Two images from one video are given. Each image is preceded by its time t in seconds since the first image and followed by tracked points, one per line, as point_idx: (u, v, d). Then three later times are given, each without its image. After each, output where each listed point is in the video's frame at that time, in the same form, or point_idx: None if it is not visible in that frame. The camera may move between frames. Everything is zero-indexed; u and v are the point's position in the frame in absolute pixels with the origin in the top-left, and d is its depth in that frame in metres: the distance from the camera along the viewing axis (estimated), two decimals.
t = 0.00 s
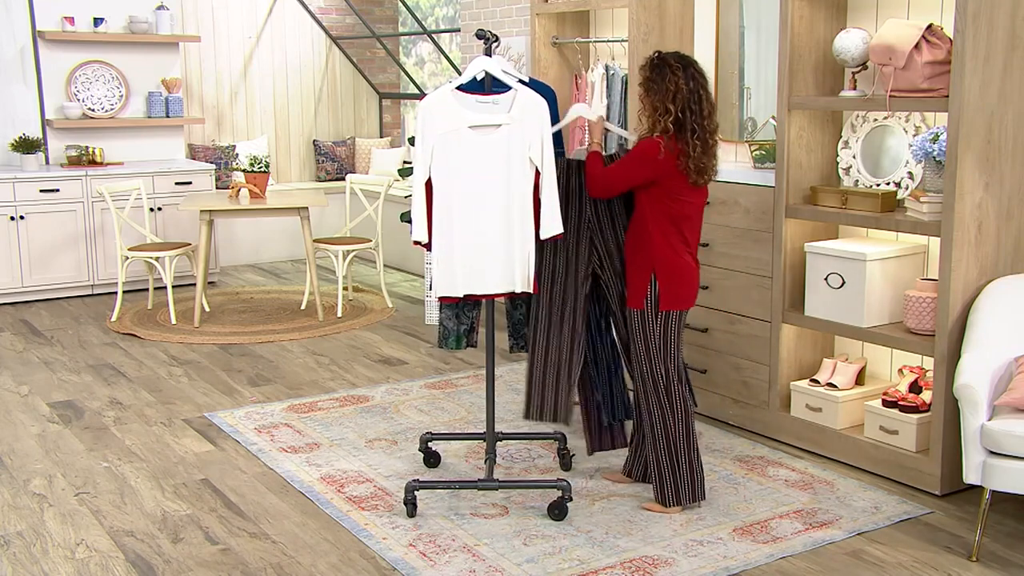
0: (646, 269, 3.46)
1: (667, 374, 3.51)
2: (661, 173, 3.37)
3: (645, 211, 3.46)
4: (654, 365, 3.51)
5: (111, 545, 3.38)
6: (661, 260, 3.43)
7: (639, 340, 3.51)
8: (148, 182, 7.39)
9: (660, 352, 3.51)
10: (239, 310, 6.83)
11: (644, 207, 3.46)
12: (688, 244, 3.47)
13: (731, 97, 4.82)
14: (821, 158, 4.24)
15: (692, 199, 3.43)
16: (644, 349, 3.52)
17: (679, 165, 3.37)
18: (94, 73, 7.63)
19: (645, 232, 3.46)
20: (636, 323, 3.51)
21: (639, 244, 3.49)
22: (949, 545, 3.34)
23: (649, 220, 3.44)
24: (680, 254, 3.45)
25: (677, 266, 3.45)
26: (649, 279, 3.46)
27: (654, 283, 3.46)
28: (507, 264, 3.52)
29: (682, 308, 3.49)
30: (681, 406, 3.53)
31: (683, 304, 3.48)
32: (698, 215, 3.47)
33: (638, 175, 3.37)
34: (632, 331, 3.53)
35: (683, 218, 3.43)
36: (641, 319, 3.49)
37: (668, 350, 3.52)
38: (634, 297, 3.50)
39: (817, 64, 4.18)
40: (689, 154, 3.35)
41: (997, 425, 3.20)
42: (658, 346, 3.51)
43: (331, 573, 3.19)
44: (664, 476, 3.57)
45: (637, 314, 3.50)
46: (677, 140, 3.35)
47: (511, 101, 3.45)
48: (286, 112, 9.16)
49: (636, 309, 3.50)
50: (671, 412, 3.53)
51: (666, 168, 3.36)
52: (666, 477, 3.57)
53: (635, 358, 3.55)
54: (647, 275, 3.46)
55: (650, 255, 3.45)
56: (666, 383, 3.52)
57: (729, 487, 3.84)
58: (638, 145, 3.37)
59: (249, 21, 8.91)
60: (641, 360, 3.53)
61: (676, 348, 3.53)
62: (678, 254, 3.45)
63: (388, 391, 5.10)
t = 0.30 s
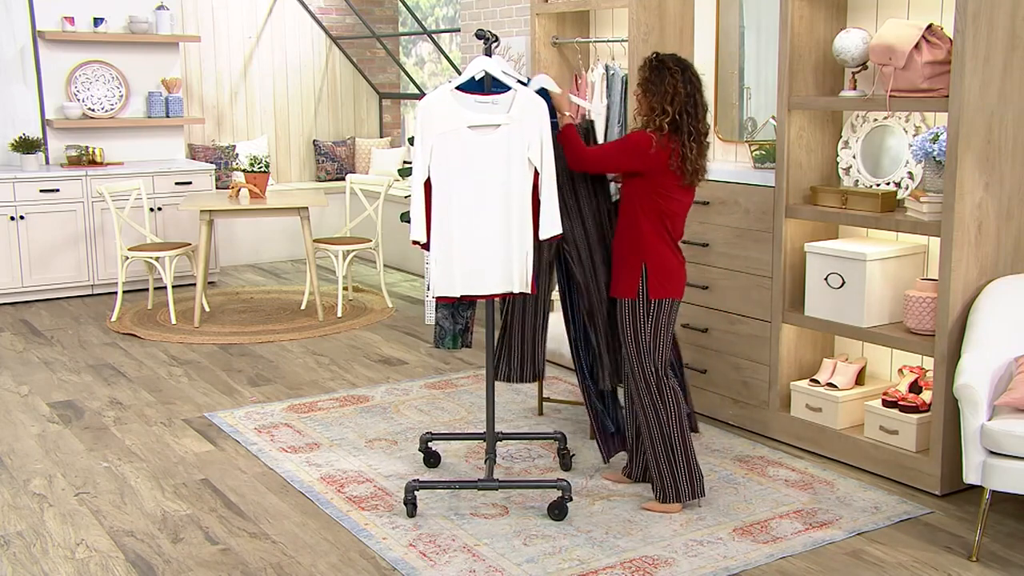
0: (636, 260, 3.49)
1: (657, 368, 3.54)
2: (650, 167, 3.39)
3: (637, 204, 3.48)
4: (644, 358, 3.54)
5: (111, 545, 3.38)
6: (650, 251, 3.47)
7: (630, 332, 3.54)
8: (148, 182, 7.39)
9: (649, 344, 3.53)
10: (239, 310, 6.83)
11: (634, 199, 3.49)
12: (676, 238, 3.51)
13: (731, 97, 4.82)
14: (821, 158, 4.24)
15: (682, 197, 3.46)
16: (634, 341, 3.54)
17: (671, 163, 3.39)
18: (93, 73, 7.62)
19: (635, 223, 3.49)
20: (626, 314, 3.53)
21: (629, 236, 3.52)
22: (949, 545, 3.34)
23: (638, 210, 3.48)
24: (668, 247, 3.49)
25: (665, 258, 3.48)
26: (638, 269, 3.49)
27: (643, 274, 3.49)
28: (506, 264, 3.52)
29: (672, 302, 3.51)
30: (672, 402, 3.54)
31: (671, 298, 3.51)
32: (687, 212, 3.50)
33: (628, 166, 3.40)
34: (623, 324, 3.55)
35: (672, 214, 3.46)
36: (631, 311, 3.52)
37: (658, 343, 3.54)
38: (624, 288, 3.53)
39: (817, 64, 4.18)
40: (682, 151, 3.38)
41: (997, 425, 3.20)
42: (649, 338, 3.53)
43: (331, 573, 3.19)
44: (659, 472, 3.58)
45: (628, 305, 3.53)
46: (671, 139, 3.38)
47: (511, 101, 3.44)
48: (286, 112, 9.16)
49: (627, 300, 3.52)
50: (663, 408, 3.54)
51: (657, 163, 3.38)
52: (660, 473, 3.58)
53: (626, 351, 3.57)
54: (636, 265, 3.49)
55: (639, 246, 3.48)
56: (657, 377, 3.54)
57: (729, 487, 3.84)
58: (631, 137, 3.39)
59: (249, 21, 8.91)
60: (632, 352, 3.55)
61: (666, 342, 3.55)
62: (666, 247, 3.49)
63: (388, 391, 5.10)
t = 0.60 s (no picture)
0: (630, 251, 3.50)
1: (653, 362, 3.55)
2: (641, 159, 3.41)
3: (630, 195, 3.49)
4: (641, 350, 3.54)
5: (111, 545, 3.38)
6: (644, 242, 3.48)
7: (626, 325, 3.54)
8: (148, 182, 7.39)
9: (646, 337, 3.54)
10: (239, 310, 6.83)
11: (627, 190, 3.50)
12: (670, 229, 3.52)
13: (731, 97, 4.83)
14: (821, 159, 4.24)
15: (676, 190, 3.47)
16: (629, 333, 3.54)
17: (664, 158, 3.41)
18: (94, 73, 7.62)
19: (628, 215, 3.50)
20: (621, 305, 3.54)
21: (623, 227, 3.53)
22: (949, 545, 3.34)
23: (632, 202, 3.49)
24: (663, 239, 3.50)
25: (661, 249, 3.49)
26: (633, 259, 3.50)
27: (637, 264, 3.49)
28: (505, 264, 3.52)
29: (667, 293, 3.52)
30: (667, 394, 3.56)
31: (666, 289, 3.51)
32: (681, 206, 3.51)
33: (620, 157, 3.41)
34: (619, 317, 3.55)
35: (667, 207, 3.47)
36: (627, 302, 3.52)
37: (655, 336, 3.54)
38: (621, 279, 3.54)
39: (817, 64, 4.18)
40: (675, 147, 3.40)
41: (997, 425, 3.20)
42: (647, 330, 3.53)
43: (331, 573, 3.19)
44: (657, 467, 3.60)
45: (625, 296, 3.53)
46: (664, 136, 3.40)
47: (511, 101, 3.44)
48: (286, 112, 9.16)
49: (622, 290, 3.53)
50: (658, 401, 3.56)
51: (649, 155, 3.40)
52: (658, 468, 3.59)
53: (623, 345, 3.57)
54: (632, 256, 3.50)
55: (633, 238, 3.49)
56: (654, 369, 3.54)
57: (729, 487, 3.84)
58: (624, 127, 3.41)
59: (249, 21, 8.91)
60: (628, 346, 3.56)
61: (663, 335, 3.56)
62: (663, 239, 3.50)
63: (388, 391, 5.10)
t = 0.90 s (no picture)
0: (632, 251, 3.50)
1: (656, 361, 3.55)
2: (640, 157, 3.41)
3: (631, 194, 3.49)
4: (643, 350, 3.54)
5: (111, 545, 3.38)
6: (646, 241, 3.47)
7: (629, 326, 3.54)
8: (148, 182, 7.39)
9: (648, 335, 3.53)
10: (239, 310, 6.83)
11: (627, 189, 3.50)
12: (672, 227, 3.52)
13: (731, 97, 4.83)
14: (821, 159, 4.24)
15: (675, 188, 3.48)
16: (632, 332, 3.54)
17: (663, 156, 3.42)
18: (94, 73, 7.62)
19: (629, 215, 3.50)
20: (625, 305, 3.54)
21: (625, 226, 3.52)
22: (949, 545, 3.34)
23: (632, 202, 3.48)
24: (665, 237, 3.50)
25: (663, 248, 3.48)
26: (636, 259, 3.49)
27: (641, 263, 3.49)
28: (506, 264, 3.52)
29: (670, 292, 3.51)
30: (668, 394, 3.57)
31: (668, 289, 3.51)
32: (681, 204, 3.53)
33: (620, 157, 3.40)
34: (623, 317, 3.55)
35: (667, 205, 3.48)
36: (630, 301, 3.52)
37: (658, 336, 3.54)
38: (623, 279, 3.53)
39: (817, 64, 4.18)
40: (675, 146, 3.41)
41: (997, 425, 3.20)
42: (649, 330, 3.53)
43: (331, 573, 3.19)
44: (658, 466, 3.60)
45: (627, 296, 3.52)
46: (662, 134, 3.41)
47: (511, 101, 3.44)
48: (286, 112, 9.16)
49: (626, 290, 3.53)
50: (660, 403, 3.57)
51: (648, 154, 3.40)
52: (658, 467, 3.59)
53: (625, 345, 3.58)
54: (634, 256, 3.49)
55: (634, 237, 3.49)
56: (656, 368, 3.55)
57: (729, 487, 3.84)
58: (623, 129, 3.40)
59: (249, 21, 8.91)
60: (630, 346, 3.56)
61: (666, 336, 3.56)
62: (665, 238, 3.50)
63: (388, 391, 5.10)
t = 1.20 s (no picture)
0: (650, 256, 3.46)
1: (670, 366, 3.55)
2: (662, 163, 3.40)
3: (648, 200, 3.46)
4: (658, 355, 3.53)
5: (111, 545, 3.38)
6: (664, 246, 3.45)
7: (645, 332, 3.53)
8: (148, 182, 7.39)
9: (664, 339, 3.53)
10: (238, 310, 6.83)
11: (641, 194, 3.47)
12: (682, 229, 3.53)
13: (731, 97, 4.82)
14: (821, 159, 4.24)
15: (685, 188, 3.50)
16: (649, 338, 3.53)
17: (679, 159, 3.43)
18: (93, 73, 7.62)
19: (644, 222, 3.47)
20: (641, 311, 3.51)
21: (640, 232, 3.49)
22: (949, 545, 3.34)
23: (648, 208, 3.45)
24: (678, 239, 3.50)
25: (679, 251, 3.48)
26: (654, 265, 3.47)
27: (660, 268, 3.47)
28: (507, 263, 3.52)
29: (684, 297, 3.52)
30: (679, 398, 3.58)
31: (684, 294, 3.51)
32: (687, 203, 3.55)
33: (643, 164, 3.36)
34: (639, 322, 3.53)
35: (680, 206, 3.49)
36: (647, 307, 3.50)
37: (673, 340, 3.53)
38: (640, 287, 3.50)
39: (817, 64, 4.18)
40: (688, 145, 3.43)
41: (997, 425, 3.20)
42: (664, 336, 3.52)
43: (331, 573, 3.19)
44: (661, 467, 3.60)
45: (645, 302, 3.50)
46: (675, 136, 3.42)
47: (511, 101, 3.45)
48: (286, 112, 9.16)
49: (644, 297, 3.50)
50: (670, 406, 3.57)
51: (669, 159, 3.40)
52: (663, 468, 3.59)
53: (640, 351, 3.55)
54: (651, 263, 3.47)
55: (650, 243, 3.46)
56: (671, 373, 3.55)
57: (729, 487, 3.84)
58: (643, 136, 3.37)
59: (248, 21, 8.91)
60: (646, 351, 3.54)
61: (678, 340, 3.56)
62: (678, 241, 3.50)
63: (388, 391, 5.10)
